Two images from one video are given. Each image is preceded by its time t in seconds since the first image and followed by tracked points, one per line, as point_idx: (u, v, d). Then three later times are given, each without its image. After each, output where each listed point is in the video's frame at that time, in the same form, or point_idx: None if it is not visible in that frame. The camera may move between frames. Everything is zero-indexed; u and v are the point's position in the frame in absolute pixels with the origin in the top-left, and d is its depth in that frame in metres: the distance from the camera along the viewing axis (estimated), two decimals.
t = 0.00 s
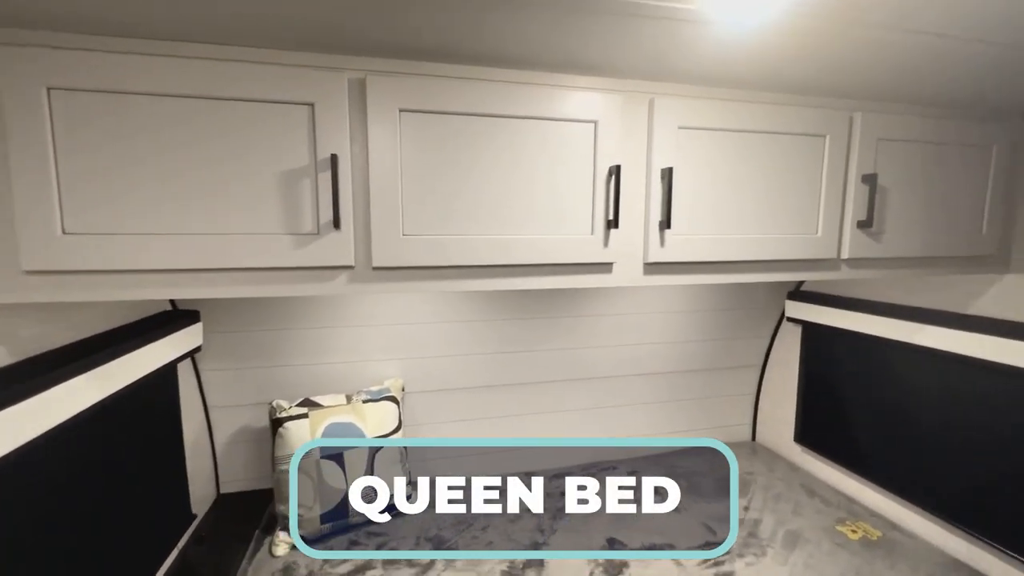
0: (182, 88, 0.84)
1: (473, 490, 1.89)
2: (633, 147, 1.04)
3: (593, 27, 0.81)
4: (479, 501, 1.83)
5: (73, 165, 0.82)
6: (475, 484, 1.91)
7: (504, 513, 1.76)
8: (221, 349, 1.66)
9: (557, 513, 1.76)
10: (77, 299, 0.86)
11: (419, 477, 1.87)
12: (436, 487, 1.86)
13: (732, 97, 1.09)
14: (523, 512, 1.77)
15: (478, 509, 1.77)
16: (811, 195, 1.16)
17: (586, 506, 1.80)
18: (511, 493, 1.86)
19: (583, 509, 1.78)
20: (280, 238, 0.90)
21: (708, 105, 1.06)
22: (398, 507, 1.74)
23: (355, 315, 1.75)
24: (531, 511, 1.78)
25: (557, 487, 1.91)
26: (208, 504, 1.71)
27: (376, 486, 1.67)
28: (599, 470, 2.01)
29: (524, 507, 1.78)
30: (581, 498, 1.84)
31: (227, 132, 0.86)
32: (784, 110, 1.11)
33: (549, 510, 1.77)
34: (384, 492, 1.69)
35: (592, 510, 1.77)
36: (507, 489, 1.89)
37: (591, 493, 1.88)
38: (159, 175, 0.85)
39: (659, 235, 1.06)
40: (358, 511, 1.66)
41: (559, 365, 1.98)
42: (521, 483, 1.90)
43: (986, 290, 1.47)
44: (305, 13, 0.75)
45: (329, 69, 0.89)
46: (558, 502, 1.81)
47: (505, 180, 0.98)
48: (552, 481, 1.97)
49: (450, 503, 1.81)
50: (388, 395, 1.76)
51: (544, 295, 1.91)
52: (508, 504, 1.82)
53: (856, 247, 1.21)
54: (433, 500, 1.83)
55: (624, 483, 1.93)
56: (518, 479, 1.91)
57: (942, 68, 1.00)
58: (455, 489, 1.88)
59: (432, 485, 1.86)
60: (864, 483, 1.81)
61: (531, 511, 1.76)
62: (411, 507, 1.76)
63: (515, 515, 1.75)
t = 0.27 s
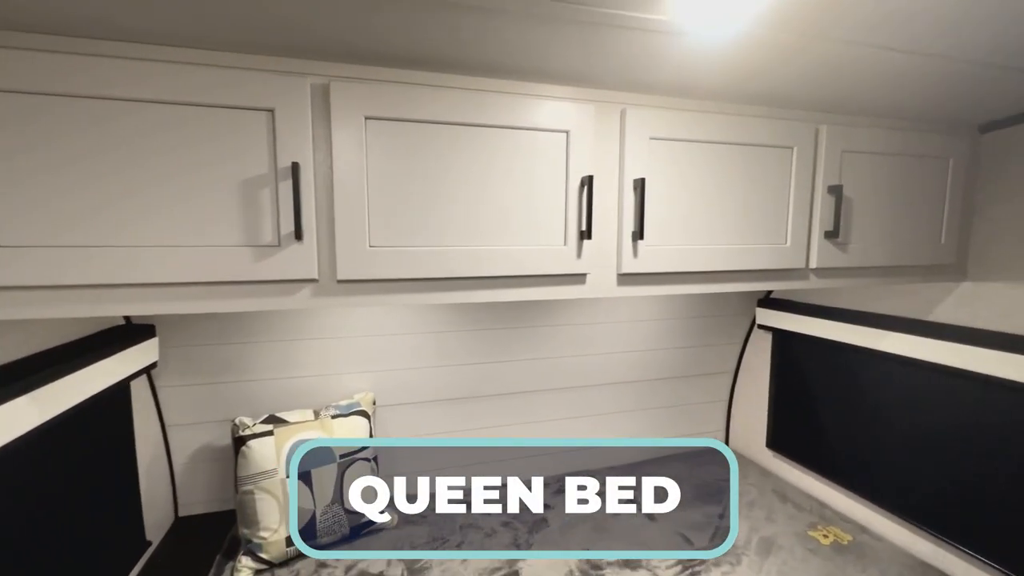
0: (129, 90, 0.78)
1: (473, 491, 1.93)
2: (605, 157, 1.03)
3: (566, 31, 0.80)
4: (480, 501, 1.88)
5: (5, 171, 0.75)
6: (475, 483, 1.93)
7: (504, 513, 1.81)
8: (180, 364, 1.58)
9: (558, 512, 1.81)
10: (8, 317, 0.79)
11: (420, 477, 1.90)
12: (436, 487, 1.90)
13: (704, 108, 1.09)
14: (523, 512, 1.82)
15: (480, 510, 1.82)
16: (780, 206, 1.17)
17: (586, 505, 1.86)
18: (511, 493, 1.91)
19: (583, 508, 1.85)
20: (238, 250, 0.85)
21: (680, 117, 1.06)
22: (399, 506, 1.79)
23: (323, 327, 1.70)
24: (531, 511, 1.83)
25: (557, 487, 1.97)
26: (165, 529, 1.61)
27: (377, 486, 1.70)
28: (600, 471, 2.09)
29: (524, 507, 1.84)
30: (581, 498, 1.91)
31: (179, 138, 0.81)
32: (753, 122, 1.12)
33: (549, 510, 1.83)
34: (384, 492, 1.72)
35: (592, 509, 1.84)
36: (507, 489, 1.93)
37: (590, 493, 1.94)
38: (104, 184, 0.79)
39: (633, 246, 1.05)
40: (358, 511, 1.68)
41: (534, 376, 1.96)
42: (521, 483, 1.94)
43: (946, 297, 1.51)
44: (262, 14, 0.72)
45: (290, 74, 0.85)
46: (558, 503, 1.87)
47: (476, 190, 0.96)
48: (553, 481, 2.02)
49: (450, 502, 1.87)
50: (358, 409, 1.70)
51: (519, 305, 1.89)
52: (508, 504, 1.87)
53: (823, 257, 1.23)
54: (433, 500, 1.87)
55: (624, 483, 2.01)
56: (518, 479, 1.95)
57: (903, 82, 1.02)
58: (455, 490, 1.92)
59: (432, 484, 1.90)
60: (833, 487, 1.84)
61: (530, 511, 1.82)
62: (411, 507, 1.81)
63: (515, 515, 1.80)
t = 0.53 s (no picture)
0: (80, 88, 0.74)
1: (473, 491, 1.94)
2: (582, 162, 1.02)
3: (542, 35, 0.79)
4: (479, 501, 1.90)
5: None
6: (475, 484, 1.94)
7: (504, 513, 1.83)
8: (143, 375, 1.51)
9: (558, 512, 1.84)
10: None
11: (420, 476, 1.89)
12: (436, 487, 1.90)
13: (681, 114, 1.10)
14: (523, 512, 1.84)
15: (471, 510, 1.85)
16: (755, 211, 1.18)
17: (586, 505, 1.90)
18: (511, 493, 1.93)
19: (583, 508, 1.88)
20: (199, 256, 0.81)
21: (656, 122, 1.06)
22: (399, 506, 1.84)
23: (296, 335, 1.65)
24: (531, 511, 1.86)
25: (557, 488, 1.99)
26: (126, 548, 1.53)
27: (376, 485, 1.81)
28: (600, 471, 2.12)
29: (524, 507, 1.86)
30: (581, 498, 1.94)
31: (136, 139, 0.77)
32: (729, 128, 1.13)
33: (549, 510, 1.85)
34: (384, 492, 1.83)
35: (593, 509, 1.87)
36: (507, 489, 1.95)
37: (590, 493, 1.98)
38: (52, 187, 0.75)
39: (610, 251, 1.05)
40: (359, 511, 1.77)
41: (513, 382, 1.94)
42: (521, 482, 1.97)
43: (913, 300, 1.55)
44: (226, 10, 0.68)
45: (256, 74, 0.82)
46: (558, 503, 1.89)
47: (452, 194, 0.94)
48: (553, 482, 2.04)
49: (451, 503, 1.87)
50: (332, 419, 1.66)
51: (497, 311, 1.87)
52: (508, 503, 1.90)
53: (797, 262, 1.24)
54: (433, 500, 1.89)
55: (624, 483, 2.03)
56: (518, 479, 1.97)
57: (871, 91, 1.04)
58: (456, 489, 1.92)
59: (432, 484, 1.90)
60: (809, 488, 1.87)
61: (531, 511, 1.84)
62: (411, 507, 1.84)
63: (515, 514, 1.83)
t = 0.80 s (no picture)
0: (31, 80, 0.70)
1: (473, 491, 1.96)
2: (560, 163, 1.02)
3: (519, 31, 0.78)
4: (479, 501, 1.93)
5: None
6: (475, 484, 1.96)
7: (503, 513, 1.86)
8: (109, 383, 1.45)
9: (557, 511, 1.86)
10: None
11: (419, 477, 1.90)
12: (436, 487, 1.92)
13: (662, 117, 1.10)
14: (523, 511, 1.87)
15: (450, 515, 1.84)
16: (732, 213, 1.19)
17: (586, 505, 1.91)
18: (511, 493, 1.96)
19: (583, 508, 1.89)
20: (161, 258, 0.78)
21: (634, 124, 1.06)
22: (399, 506, 1.86)
23: (270, 340, 1.61)
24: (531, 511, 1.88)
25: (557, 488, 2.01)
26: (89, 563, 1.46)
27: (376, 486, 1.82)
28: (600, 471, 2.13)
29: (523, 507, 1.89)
30: (581, 498, 1.96)
31: (93, 135, 0.74)
32: (706, 130, 1.14)
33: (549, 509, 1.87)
34: (384, 492, 1.85)
35: (592, 509, 1.89)
36: (507, 490, 1.98)
37: (590, 493, 1.99)
38: None
39: (589, 253, 1.04)
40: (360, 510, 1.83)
41: (494, 385, 1.92)
42: (521, 482, 1.99)
43: (885, 300, 1.58)
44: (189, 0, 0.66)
45: (222, 69, 0.79)
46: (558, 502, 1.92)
47: (428, 194, 0.92)
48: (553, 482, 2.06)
49: (450, 503, 1.91)
50: (308, 425, 1.62)
51: (478, 313, 1.85)
52: (508, 503, 1.92)
53: (773, 263, 1.25)
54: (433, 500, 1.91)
55: (624, 483, 2.04)
56: (518, 479, 2.00)
57: (844, 93, 1.06)
58: (455, 489, 1.94)
59: (432, 485, 1.91)
60: (786, 487, 1.89)
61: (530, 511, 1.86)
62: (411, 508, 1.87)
63: (514, 514, 1.85)
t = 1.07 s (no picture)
0: None
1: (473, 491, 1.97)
2: (534, 166, 1.01)
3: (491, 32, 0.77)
4: (479, 501, 1.94)
5: None
6: (475, 484, 1.98)
7: (503, 512, 1.87)
8: (71, 392, 1.40)
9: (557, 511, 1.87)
10: None
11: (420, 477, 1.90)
12: (436, 488, 1.92)
13: (639, 121, 1.10)
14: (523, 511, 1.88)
15: (429, 521, 1.81)
16: (707, 216, 1.20)
17: (586, 505, 1.92)
18: (511, 493, 1.98)
19: (583, 507, 1.91)
20: (120, 263, 0.75)
21: (609, 128, 1.06)
22: (399, 506, 1.86)
23: (243, 345, 1.57)
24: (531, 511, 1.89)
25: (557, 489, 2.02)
26: None
27: (376, 485, 1.82)
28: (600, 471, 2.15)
29: (523, 506, 1.90)
30: (581, 498, 1.98)
31: (46, 134, 0.70)
32: (681, 135, 1.14)
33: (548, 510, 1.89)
34: (384, 492, 1.84)
35: (592, 509, 1.90)
36: (508, 490, 1.99)
37: (590, 493, 2.01)
38: None
39: (565, 257, 1.04)
40: (360, 510, 1.83)
41: (473, 389, 1.91)
42: (521, 483, 2.01)
43: (856, 302, 1.62)
44: None
45: (183, 67, 0.76)
46: (558, 502, 1.93)
47: (401, 197, 0.91)
48: (553, 482, 2.08)
49: (451, 502, 1.92)
50: (282, 432, 1.58)
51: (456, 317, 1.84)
52: (508, 503, 1.94)
53: (748, 266, 1.27)
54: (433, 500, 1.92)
55: (624, 483, 2.05)
56: (518, 479, 2.02)
57: (814, 99, 1.08)
58: (455, 489, 1.95)
59: (432, 485, 1.92)
60: (763, 486, 1.92)
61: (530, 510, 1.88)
62: (411, 507, 1.88)
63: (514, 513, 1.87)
